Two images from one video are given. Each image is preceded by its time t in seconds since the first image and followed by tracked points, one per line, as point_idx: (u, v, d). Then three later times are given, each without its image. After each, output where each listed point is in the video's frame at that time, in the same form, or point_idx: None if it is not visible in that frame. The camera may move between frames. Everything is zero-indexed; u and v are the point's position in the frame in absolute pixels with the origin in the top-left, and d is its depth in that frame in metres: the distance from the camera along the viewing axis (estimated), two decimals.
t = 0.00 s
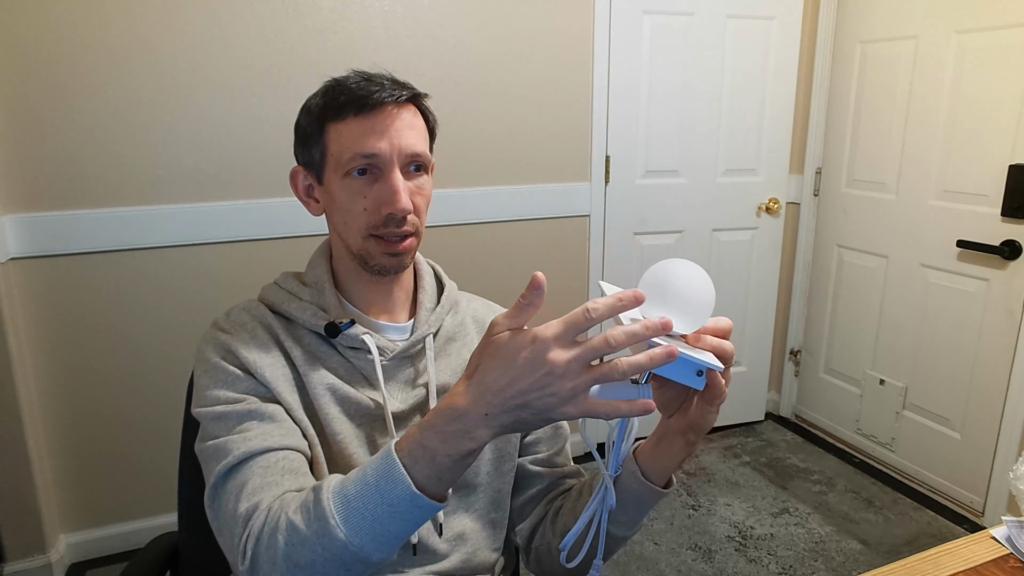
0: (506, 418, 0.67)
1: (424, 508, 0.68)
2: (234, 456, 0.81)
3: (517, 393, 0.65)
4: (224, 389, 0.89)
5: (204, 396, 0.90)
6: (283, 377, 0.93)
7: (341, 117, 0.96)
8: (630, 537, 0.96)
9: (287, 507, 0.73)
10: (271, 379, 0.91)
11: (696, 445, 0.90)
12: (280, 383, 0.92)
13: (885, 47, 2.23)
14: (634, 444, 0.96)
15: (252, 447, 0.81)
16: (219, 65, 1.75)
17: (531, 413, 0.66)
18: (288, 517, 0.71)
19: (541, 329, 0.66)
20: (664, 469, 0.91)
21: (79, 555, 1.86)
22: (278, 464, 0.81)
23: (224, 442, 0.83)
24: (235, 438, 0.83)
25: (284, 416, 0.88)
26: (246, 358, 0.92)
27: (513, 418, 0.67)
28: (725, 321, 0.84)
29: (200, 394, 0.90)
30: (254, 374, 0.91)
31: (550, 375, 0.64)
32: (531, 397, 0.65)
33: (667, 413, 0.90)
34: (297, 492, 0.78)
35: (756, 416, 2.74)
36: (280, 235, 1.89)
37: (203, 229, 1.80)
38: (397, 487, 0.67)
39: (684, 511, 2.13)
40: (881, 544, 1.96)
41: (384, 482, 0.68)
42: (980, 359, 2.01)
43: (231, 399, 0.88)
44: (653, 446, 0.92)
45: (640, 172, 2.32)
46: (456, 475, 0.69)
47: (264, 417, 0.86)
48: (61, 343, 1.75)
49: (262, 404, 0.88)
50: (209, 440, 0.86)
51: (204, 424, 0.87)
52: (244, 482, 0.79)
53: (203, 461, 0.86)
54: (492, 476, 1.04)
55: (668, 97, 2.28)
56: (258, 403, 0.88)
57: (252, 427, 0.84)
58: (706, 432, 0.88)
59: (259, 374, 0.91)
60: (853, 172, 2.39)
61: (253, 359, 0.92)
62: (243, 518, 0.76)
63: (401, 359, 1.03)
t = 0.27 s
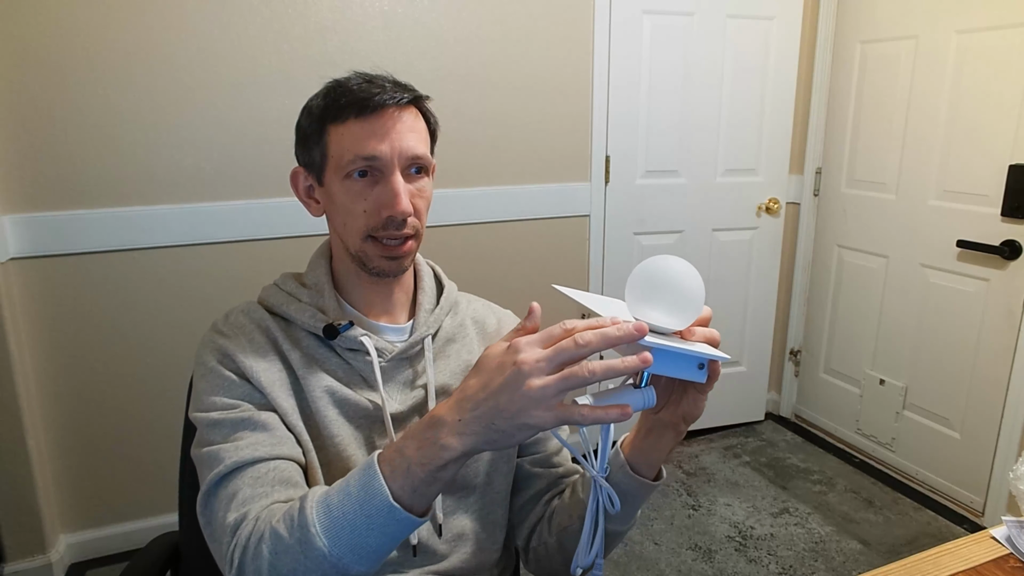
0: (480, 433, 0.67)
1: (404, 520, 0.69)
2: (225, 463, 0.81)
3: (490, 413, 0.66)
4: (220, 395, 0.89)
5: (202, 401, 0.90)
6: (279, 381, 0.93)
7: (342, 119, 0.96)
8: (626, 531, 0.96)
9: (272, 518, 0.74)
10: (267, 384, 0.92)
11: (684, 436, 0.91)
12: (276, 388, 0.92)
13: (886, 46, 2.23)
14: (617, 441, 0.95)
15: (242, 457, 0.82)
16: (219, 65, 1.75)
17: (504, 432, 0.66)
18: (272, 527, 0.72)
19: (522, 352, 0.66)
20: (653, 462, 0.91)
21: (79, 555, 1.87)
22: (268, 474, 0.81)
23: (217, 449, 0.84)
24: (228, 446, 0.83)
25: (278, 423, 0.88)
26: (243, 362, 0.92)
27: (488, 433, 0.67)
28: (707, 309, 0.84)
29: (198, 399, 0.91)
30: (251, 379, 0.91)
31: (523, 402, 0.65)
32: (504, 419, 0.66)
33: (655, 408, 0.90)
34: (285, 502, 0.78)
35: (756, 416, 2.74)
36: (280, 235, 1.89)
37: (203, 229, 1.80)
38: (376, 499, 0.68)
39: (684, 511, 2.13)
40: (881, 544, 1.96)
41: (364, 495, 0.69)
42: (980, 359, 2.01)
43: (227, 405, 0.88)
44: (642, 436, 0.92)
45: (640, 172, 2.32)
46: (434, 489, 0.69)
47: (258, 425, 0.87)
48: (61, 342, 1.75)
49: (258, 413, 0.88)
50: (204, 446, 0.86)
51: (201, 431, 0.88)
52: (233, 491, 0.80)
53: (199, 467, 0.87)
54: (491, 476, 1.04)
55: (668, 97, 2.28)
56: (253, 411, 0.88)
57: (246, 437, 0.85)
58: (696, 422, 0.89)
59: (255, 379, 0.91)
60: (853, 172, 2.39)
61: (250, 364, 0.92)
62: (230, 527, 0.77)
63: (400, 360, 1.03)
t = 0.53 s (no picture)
0: (446, 406, 0.66)
1: (388, 502, 0.67)
2: (222, 459, 0.82)
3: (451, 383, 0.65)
4: (217, 394, 0.90)
5: (199, 401, 0.90)
6: (275, 382, 0.94)
7: (365, 123, 0.95)
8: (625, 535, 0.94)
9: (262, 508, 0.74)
10: (263, 386, 0.92)
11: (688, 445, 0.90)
12: (272, 388, 0.92)
13: (886, 46, 2.23)
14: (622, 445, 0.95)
15: (236, 453, 0.82)
16: (219, 64, 1.74)
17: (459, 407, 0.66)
18: (261, 517, 0.72)
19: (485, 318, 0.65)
20: (657, 469, 0.91)
21: (79, 555, 1.86)
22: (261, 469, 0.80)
23: (213, 445, 0.84)
24: (224, 443, 0.84)
25: (274, 422, 0.89)
26: (240, 364, 0.92)
27: (451, 407, 0.66)
28: (715, 320, 0.84)
29: (195, 399, 0.91)
30: (247, 381, 0.92)
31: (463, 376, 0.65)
32: (460, 393, 0.65)
33: (660, 415, 0.90)
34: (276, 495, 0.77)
35: (756, 416, 2.74)
36: (280, 235, 1.89)
37: (204, 229, 1.80)
38: (358, 482, 0.67)
39: (683, 511, 2.13)
40: (880, 544, 1.96)
41: (345, 478, 0.67)
42: (980, 359, 2.01)
43: (224, 404, 0.88)
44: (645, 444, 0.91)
45: (640, 171, 2.32)
46: (416, 466, 0.68)
47: (254, 423, 0.87)
48: (61, 342, 1.75)
49: (254, 411, 0.88)
50: (200, 443, 0.87)
51: (198, 429, 0.88)
52: (228, 484, 0.80)
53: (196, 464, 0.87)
54: (489, 476, 1.04)
55: (668, 97, 2.28)
56: (249, 411, 0.88)
57: (243, 433, 0.85)
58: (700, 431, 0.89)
59: (251, 379, 0.91)
60: (853, 172, 2.39)
61: (246, 365, 0.92)
62: (223, 520, 0.77)
63: (395, 361, 1.03)
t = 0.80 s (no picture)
0: (466, 368, 0.69)
1: (396, 465, 0.68)
2: (223, 434, 0.81)
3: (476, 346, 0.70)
4: (220, 379, 0.90)
5: (200, 388, 0.90)
6: (277, 372, 0.94)
7: (368, 123, 0.95)
8: (624, 538, 0.95)
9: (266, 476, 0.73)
10: (266, 376, 0.92)
11: (687, 450, 0.90)
12: (274, 378, 0.92)
13: (886, 46, 2.23)
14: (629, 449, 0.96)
15: (240, 428, 0.82)
16: (219, 65, 1.75)
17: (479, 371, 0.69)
18: (266, 483, 0.72)
19: (522, 292, 0.73)
20: (657, 473, 0.91)
21: (79, 555, 1.86)
22: (265, 444, 0.80)
23: (215, 422, 0.84)
24: (227, 419, 0.84)
25: (277, 408, 0.89)
26: (243, 352, 0.92)
27: (474, 369, 0.69)
28: (710, 327, 0.83)
29: (197, 385, 0.91)
30: (250, 369, 0.92)
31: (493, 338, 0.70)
32: (484, 356, 0.69)
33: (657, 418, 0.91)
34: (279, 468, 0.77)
35: (756, 416, 2.74)
36: (280, 235, 1.89)
37: (204, 230, 1.80)
38: (368, 446, 0.68)
39: (684, 511, 2.13)
40: (881, 544, 1.96)
41: (356, 440, 0.69)
42: (980, 359, 2.01)
43: (226, 387, 0.88)
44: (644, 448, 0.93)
45: (640, 171, 2.32)
46: (424, 432, 0.70)
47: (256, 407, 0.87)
48: (61, 342, 1.75)
49: (256, 393, 0.88)
50: (202, 424, 0.86)
51: (200, 410, 0.88)
52: (229, 457, 0.80)
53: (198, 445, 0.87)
54: (488, 474, 1.04)
55: (668, 97, 2.28)
56: (251, 392, 0.88)
57: (244, 411, 0.85)
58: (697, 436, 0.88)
59: (254, 368, 0.91)
60: (853, 172, 2.39)
61: (249, 353, 0.92)
62: (225, 491, 0.76)
63: (396, 358, 1.03)
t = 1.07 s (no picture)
0: (462, 384, 0.70)
1: (392, 480, 0.68)
2: (220, 442, 0.81)
3: (470, 361, 0.70)
4: (218, 382, 0.90)
5: (200, 390, 0.90)
6: (276, 374, 0.94)
7: (374, 123, 0.95)
8: (624, 539, 0.95)
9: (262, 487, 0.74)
10: (265, 377, 0.92)
11: (687, 453, 0.89)
12: (273, 380, 0.92)
13: (886, 46, 2.23)
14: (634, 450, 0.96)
15: (238, 436, 0.82)
16: (219, 65, 1.75)
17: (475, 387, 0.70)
18: (262, 494, 0.72)
19: (510, 302, 0.72)
20: (656, 475, 0.91)
21: (79, 555, 1.86)
22: (263, 452, 0.80)
23: (213, 428, 0.84)
24: (225, 426, 0.84)
25: (276, 412, 0.89)
26: (242, 354, 0.92)
27: (468, 386, 0.70)
28: (716, 329, 0.82)
29: (197, 388, 0.91)
30: (248, 371, 0.92)
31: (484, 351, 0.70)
32: (478, 371, 0.70)
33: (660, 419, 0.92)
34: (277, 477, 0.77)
35: (756, 416, 2.74)
36: (280, 235, 1.89)
37: (204, 229, 1.81)
38: (364, 459, 0.68)
39: (683, 511, 2.13)
40: (881, 544, 1.96)
41: (351, 455, 0.69)
42: (980, 359, 2.01)
43: (225, 391, 0.88)
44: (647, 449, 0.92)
45: (640, 171, 2.32)
46: (421, 446, 0.70)
47: (255, 410, 0.87)
48: (61, 342, 1.75)
49: (254, 396, 0.88)
50: (201, 429, 0.87)
51: (199, 416, 0.88)
52: (227, 466, 0.80)
53: (197, 451, 0.87)
54: (488, 474, 1.04)
55: (668, 97, 2.28)
56: (250, 396, 0.89)
57: (241, 417, 0.85)
58: (697, 440, 0.88)
59: (253, 370, 0.91)
60: (853, 172, 2.39)
61: (248, 355, 0.92)
62: (222, 500, 0.76)
63: (396, 357, 1.03)
